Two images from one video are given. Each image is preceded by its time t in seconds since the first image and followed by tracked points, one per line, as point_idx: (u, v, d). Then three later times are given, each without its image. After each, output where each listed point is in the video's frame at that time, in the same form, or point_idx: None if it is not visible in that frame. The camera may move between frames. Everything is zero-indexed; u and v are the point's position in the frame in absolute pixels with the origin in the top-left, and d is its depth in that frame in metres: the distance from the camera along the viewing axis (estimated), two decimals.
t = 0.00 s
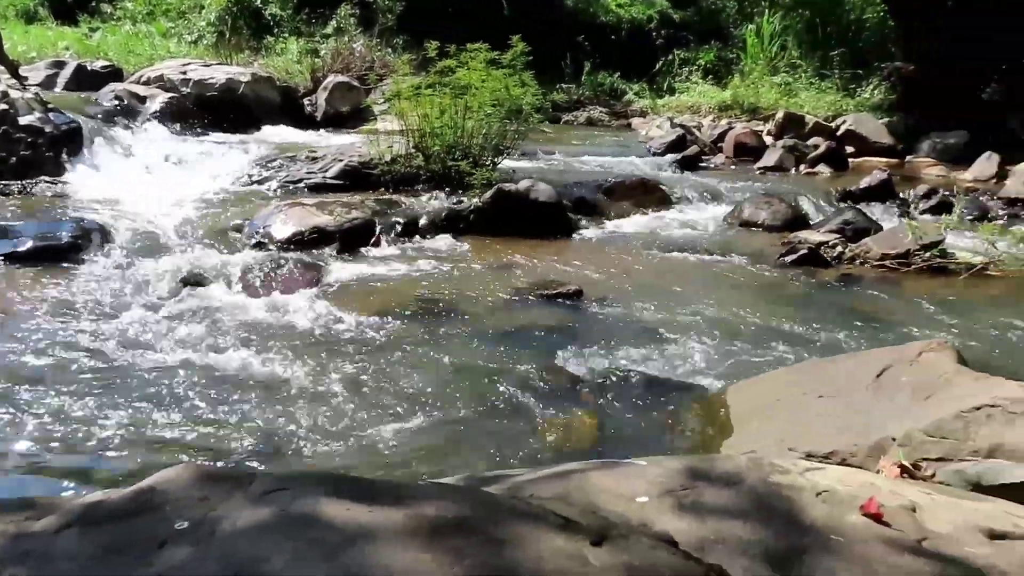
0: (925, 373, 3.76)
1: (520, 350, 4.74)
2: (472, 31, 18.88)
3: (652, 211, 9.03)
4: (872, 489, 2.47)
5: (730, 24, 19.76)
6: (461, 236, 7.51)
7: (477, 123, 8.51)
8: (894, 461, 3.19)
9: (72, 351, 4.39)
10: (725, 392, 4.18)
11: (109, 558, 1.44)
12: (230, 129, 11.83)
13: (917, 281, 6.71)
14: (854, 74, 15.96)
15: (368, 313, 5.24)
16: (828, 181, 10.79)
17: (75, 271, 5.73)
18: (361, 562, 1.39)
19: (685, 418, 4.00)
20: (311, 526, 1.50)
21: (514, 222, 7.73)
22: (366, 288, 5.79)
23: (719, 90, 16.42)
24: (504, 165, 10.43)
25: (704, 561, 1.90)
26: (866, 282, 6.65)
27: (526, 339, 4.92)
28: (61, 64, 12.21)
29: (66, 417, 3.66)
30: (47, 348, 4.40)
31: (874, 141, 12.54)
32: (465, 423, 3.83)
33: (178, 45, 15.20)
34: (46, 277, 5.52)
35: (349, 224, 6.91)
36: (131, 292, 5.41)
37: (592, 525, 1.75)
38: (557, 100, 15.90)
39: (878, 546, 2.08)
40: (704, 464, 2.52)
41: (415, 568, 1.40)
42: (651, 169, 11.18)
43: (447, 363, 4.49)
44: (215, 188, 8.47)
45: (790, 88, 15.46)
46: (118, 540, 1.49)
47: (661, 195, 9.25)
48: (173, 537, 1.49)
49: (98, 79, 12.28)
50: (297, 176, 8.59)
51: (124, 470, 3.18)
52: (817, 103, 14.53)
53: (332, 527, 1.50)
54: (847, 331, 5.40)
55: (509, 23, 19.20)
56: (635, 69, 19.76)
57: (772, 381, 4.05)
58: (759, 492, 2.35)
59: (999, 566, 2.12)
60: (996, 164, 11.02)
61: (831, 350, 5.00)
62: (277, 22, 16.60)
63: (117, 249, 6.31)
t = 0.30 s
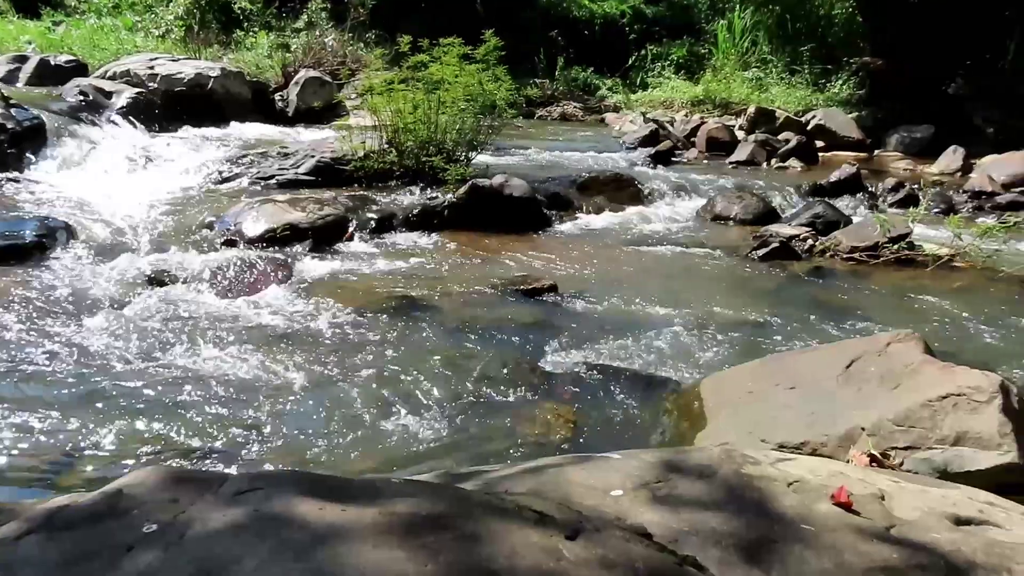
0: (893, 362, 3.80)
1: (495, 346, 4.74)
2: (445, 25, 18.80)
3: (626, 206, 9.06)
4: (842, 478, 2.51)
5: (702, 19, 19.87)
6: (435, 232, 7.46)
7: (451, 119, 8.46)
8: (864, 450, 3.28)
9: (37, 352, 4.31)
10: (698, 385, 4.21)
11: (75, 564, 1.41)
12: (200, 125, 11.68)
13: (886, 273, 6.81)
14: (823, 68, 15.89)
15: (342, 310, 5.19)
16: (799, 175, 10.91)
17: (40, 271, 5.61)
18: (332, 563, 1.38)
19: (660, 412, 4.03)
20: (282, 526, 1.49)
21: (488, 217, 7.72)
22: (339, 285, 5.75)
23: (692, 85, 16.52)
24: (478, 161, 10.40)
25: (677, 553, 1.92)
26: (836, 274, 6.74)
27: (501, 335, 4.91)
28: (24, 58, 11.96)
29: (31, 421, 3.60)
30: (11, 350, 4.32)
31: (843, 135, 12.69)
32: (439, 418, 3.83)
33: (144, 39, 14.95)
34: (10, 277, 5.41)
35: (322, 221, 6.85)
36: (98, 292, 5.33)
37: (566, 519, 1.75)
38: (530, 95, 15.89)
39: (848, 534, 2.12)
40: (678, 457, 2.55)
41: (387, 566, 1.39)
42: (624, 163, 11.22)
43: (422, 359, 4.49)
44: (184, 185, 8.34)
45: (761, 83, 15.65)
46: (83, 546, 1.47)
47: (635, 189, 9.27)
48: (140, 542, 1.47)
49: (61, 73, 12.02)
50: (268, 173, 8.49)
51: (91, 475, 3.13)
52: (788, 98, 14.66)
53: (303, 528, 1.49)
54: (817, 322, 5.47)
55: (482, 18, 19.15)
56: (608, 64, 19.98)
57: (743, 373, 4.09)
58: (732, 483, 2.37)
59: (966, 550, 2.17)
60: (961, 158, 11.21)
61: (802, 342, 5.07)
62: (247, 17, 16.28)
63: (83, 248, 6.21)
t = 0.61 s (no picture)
0: (848, 355, 3.88)
1: (458, 343, 4.74)
2: (406, 22, 18.68)
3: (589, 203, 9.11)
4: (799, 469, 2.56)
5: (663, 18, 19.95)
6: (397, 230, 7.43)
7: (413, 116, 8.42)
8: (820, 441, 3.35)
9: None
10: (660, 381, 4.25)
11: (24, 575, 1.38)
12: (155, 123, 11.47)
13: (841, 267, 6.95)
14: (781, 66, 16.14)
15: (304, 311, 5.13)
16: (758, 172, 11.08)
17: None
18: (290, 567, 1.37)
19: (622, 407, 4.06)
20: (238, 531, 1.47)
21: (450, 215, 7.70)
22: (301, 285, 5.70)
23: (652, 83, 16.66)
24: (441, 158, 10.37)
25: (637, 547, 1.94)
26: (794, 269, 6.86)
27: (465, 333, 4.91)
28: None
29: None
30: None
31: (801, 133, 12.91)
32: (402, 417, 3.82)
33: (96, 34, 14.59)
34: None
35: (282, 220, 6.77)
36: (49, 293, 5.22)
37: (528, 515, 1.76)
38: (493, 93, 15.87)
39: (805, 524, 2.16)
40: (640, 451, 2.57)
41: (347, 568, 1.39)
42: (587, 161, 11.27)
43: (384, 358, 4.47)
44: (138, 184, 8.17)
45: (721, 81, 15.82)
46: (33, 556, 1.44)
47: (597, 186, 9.34)
48: (91, 551, 1.44)
49: (9, 70, 11.70)
50: (227, 171, 8.36)
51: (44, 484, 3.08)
52: (746, 96, 14.70)
53: (261, 532, 1.47)
54: (775, 316, 5.57)
55: (443, 15, 19.06)
56: (569, 61, 19.93)
57: (704, 368, 4.14)
58: (692, 477, 2.40)
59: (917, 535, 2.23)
60: (913, 154, 11.47)
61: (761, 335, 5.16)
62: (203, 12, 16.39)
63: (33, 249, 6.07)
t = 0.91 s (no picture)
0: (804, 349, 3.96)
1: (421, 344, 4.72)
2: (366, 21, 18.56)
3: (551, 202, 9.14)
4: (758, 461, 2.60)
5: (623, 18, 19.99)
6: (359, 231, 7.37)
7: (374, 116, 8.35)
8: (778, 434, 3.41)
9: None
10: (622, 377, 4.30)
11: None
12: (107, 122, 11.23)
13: (798, 263, 7.07)
14: (738, 67, 16.37)
15: (264, 313, 5.07)
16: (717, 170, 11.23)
17: None
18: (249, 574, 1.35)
19: (586, 404, 4.09)
20: (194, 538, 1.45)
21: (412, 215, 7.66)
22: (262, 286, 5.62)
23: (613, 82, 16.77)
24: (403, 158, 10.32)
25: (600, 543, 1.95)
26: (753, 265, 6.97)
27: (429, 333, 4.90)
28: None
29: None
30: None
31: (758, 132, 13.10)
32: (366, 418, 3.80)
33: (45, 31, 14.21)
34: None
35: (241, 221, 6.68)
36: None
37: (492, 515, 1.76)
38: (454, 92, 15.84)
39: (763, 516, 2.20)
40: (602, 448, 2.59)
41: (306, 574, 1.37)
42: (549, 160, 11.31)
43: (347, 359, 4.44)
44: (91, 185, 7.98)
45: (680, 81, 16.00)
46: None
47: (560, 185, 9.37)
48: (40, 564, 1.40)
49: None
50: (183, 172, 8.20)
51: None
52: (706, 96, 14.99)
53: (219, 539, 1.45)
54: (734, 312, 5.65)
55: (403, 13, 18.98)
56: (530, 60, 19.90)
57: (664, 365, 4.19)
58: (653, 472, 2.43)
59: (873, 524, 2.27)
60: (867, 152, 11.74)
61: (721, 331, 5.23)
62: (157, 9, 16.18)
63: None
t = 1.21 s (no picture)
0: (765, 344, 4.02)
1: (386, 345, 4.70)
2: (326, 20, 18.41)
3: (515, 201, 9.14)
4: (720, 455, 2.63)
5: (583, 17, 20.01)
6: (322, 232, 7.30)
7: (335, 116, 8.28)
8: (741, 428, 3.45)
9: None
10: (588, 374, 4.32)
11: None
12: (58, 122, 10.99)
13: (758, 259, 7.18)
14: (697, 65, 16.53)
15: (225, 317, 4.99)
16: (678, 168, 11.35)
17: None
18: None
19: (552, 403, 4.11)
20: (151, 549, 1.43)
21: (375, 215, 7.60)
22: (222, 290, 5.54)
23: (575, 81, 16.86)
24: (365, 158, 10.24)
25: (566, 540, 1.96)
26: (715, 262, 7.06)
27: (394, 334, 4.87)
28: None
29: None
30: None
31: (718, 130, 13.27)
32: (333, 420, 3.78)
33: None
34: None
35: (200, 223, 6.57)
36: None
37: (458, 516, 1.76)
38: (416, 91, 15.78)
39: (727, 510, 2.23)
40: (568, 446, 2.60)
41: None
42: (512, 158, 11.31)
43: (312, 361, 4.40)
44: (42, 188, 7.79)
45: (641, 80, 16.17)
46: None
47: (524, 184, 9.38)
48: None
49: None
50: (138, 173, 8.04)
51: None
52: (666, 94, 15.19)
53: (179, 550, 1.43)
54: (697, 308, 5.71)
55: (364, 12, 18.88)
56: (492, 59, 19.88)
57: (629, 361, 4.22)
58: (619, 469, 2.45)
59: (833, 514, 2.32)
60: (823, 149, 11.96)
61: (684, 327, 5.30)
62: (108, 7, 15.96)
63: None
